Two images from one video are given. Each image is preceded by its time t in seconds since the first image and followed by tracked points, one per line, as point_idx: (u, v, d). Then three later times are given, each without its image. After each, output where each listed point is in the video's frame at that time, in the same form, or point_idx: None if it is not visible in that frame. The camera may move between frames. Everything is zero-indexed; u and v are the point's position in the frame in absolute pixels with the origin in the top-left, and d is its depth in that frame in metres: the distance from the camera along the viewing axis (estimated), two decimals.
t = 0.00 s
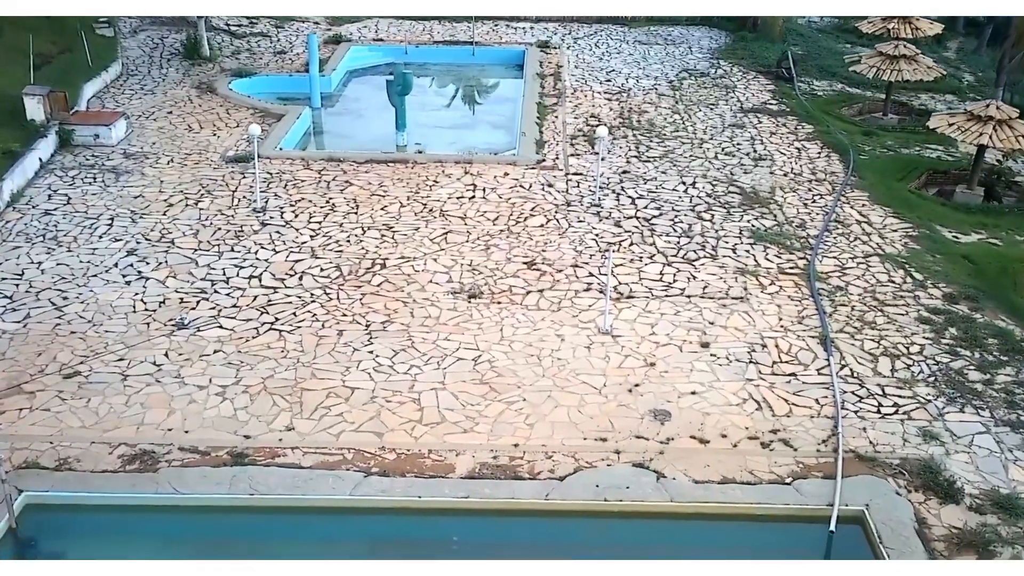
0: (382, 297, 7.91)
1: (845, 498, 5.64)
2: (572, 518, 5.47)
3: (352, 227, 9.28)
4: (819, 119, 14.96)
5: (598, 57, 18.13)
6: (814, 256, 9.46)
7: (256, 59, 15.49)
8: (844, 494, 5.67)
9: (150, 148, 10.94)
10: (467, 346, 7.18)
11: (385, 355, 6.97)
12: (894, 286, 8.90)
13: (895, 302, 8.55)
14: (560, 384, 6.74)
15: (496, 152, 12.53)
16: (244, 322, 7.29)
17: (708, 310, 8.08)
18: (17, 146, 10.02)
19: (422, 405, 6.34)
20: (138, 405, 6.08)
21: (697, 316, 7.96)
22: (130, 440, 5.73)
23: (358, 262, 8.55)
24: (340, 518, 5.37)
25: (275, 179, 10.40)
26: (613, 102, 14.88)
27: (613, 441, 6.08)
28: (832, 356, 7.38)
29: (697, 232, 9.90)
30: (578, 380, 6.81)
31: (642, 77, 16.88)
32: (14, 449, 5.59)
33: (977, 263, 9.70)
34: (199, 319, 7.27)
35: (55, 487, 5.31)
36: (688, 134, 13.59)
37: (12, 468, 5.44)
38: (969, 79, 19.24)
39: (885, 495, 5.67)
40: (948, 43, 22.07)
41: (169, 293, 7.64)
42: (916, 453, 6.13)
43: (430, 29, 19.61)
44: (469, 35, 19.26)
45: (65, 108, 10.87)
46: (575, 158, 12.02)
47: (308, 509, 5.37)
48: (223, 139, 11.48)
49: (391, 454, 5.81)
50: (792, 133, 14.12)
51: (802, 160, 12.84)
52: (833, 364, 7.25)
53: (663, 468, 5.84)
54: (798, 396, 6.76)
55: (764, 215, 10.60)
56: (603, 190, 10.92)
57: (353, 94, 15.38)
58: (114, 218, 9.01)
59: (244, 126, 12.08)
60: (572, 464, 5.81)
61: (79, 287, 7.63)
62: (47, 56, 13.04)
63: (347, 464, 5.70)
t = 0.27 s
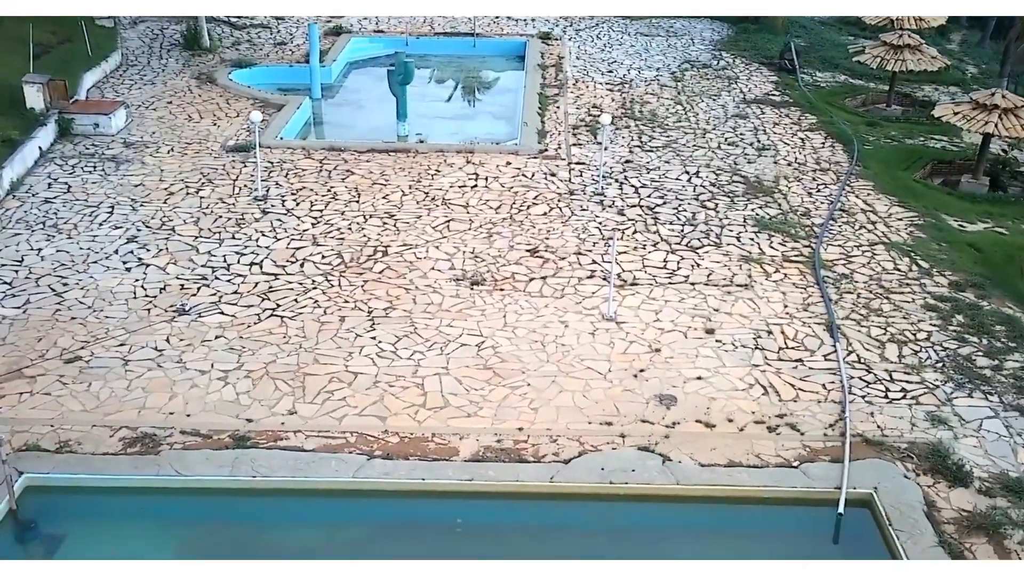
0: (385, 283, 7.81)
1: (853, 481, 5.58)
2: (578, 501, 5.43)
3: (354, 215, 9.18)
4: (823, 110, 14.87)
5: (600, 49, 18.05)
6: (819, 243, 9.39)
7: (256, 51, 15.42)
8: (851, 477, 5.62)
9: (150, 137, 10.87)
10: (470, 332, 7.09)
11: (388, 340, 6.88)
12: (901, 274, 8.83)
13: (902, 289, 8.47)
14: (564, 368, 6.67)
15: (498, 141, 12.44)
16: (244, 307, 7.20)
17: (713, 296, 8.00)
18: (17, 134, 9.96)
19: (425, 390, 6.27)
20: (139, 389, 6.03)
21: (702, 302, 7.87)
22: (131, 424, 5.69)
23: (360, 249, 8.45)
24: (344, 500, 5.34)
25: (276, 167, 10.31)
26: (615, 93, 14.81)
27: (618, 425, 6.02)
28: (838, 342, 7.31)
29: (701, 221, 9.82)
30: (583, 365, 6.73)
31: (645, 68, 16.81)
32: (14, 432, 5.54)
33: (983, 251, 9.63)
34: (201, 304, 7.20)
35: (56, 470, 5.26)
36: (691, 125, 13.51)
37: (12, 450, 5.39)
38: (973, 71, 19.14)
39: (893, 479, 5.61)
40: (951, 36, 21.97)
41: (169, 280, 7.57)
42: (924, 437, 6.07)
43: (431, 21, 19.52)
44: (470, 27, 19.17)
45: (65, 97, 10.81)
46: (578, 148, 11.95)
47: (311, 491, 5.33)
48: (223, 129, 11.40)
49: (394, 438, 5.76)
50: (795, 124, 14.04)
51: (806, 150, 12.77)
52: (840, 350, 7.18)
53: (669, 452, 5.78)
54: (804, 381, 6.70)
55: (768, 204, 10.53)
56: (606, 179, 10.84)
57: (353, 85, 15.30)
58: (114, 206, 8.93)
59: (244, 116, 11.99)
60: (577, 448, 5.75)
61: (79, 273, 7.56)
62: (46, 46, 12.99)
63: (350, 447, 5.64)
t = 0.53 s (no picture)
0: (387, 270, 7.72)
1: (861, 464, 5.53)
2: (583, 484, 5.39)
3: (355, 203, 9.09)
4: (826, 101, 14.78)
5: (601, 41, 17.96)
6: (824, 231, 9.32)
7: (257, 42, 15.34)
8: (859, 461, 5.56)
9: (150, 127, 10.80)
10: (474, 318, 7.02)
11: (391, 326, 6.81)
12: (907, 262, 8.77)
13: (908, 276, 8.41)
14: (569, 353, 6.60)
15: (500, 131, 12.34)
16: (246, 294, 7.13)
17: (718, 283, 7.92)
18: (16, 122, 9.89)
19: (429, 374, 6.22)
20: (141, 374, 5.98)
21: (707, 289, 7.79)
22: (132, 407, 5.63)
23: (362, 236, 8.35)
24: (350, 485, 5.30)
25: (277, 156, 10.23)
26: (617, 84, 14.72)
27: (624, 409, 5.96)
28: (845, 328, 7.25)
29: (705, 209, 9.75)
30: (587, 350, 6.66)
31: (647, 60, 16.72)
32: (14, 416, 5.49)
33: (990, 239, 9.57)
34: (202, 290, 7.13)
35: (57, 453, 5.22)
36: (694, 115, 13.44)
37: (12, 433, 5.34)
38: (977, 63, 19.04)
39: (902, 462, 5.56)
40: (955, 28, 21.87)
41: (170, 267, 7.48)
42: (933, 422, 6.02)
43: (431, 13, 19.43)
44: (471, 18, 19.08)
45: (64, 86, 10.75)
46: (580, 137, 11.86)
47: (317, 476, 5.29)
48: (223, 118, 11.31)
49: (398, 422, 5.70)
50: (799, 115, 13.96)
51: (810, 140, 12.69)
52: (847, 336, 7.12)
53: (676, 436, 5.72)
54: (811, 367, 6.64)
55: (772, 193, 10.46)
56: (609, 168, 10.76)
57: (354, 76, 15.22)
58: (114, 193, 8.86)
59: (244, 105, 11.89)
60: (582, 432, 5.69)
61: (80, 260, 7.49)
62: (45, 36, 12.93)
63: (353, 431, 5.59)
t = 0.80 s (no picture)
0: (390, 256, 7.66)
1: (869, 448, 5.49)
2: (590, 467, 5.35)
3: (357, 191, 9.02)
4: (830, 92, 14.70)
5: (603, 32, 17.87)
6: (829, 220, 9.26)
7: (257, 33, 15.27)
8: (867, 445, 5.52)
9: (151, 116, 10.75)
10: (477, 304, 6.97)
11: (394, 312, 6.75)
12: (913, 250, 8.71)
13: (914, 264, 8.34)
14: (573, 339, 6.54)
15: (501, 121, 12.25)
16: (248, 280, 7.08)
17: (723, 270, 7.87)
18: (16, 111, 9.84)
19: (432, 359, 6.17)
20: (142, 358, 5.94)
21: (712, 276, 7.74)
22: (134, 391, 5.60)
23: (364, 224, 8.28)
24: (355, 468, 5.27)
25: (278, 145, 10.16)
26: (619, 75, 14.65)
27: (629, 394, 5.91)
28: (851, 314, 7.19)
29: (709, 197, 9.69)
30: (592, 336, 6.61)
31: (649, 51, 16.65)
32: (15, 399, 5.45)
33: (996, 228, 9.51)
34: (204, 277, 7.08)
35: (59, 436, 5.18)
36: (697, 106, 13.37)
37: (13, 417, 5.30)
38: (981, 55, 18.94)
39: (910, 446, 5.52)
40: (958, 21, 21.76)
41: (171, 253, 7.43)
42: (941, 406, 5.97)
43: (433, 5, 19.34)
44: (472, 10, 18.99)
45: (64, 75, 10.70)
46: (583, 127, 11.79)
47: (321, 459, 5.26)
48: (224, 108, 11.23)
49: (402, 406, 5.66)
50: (802, 105, 13.90)
51: (814, 130, 12.63)
52: (853, 322, 7.06)
53: (682, 420, 5.67)
54: (817, 352, 6.58)
55: (777, 181, 10.41)
56: (612, 157, 10.68)
57: (355, 68, 15.15)
58: (114, 181, 8.81)
59: (245, 95, 11.81)
60: (588, 417, 5.64)
61: (80, 246, 7.45)
62: (44, 26, 12.89)
63: (357, 415, 5.55)
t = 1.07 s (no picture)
0: (392, 244, 7.60)
1: (877, 433, 5.44)
2: (595, 451, 5.31)
3: (359, 179, 8.96)
4: (833, 83, 14.63)
5: (605, 24, 17.78)
6: (834, 208, 9.19)
7: (257, 24, 15.20)
8: (875, 429, 5.47)
9: (151, 105, 10.68)
10: (480, 290, 6.91)
11: (396, 298, 6.70)
12: (919, 238, 8.65)
13: (920, 252, 8.29)
14: (577, 325, 6.49)
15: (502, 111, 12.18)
16: (249, 267, 7.03)
17: (727, 257, 7.81)
18: (15, 100, 9.79)
19: (436, 345, 6.12)
20: (144, 343, 5.89)
21: (717, 263, 7.68)
22: (136, 375, 5.56)
23: (366, 211, 8.22)
24: (359, 453, 5.24)
25: (279, 134, 10.09)
26: (622, 66, 14.57)
27: (635, 379, 5.86)
28: (858, 301, 7.13)
29: (713, 186, 9.62)
30: (596, 322, 6.55)
31: (651, 43, 16.56)
32: (15, 383, 5.41)
33: (1002, 216, 9.44)
34: (205, 263, 7.03)
35: (60, 419, 5.14)
36: (700, 96, 13.30)
37: (14, 400, 5.26)
38: (985, 46, 18.85)
39: (918, 431, 5.47)
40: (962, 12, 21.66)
41: (172, 240, 7.38)
42: (948, 392, 5.92)
43: None
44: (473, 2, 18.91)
45: (64, 65, 10.64)
46: (585, 117, 11.72)
47: (325, 443, 5.22)
48: (224, 98, 11.16)
49: (405, 391, 5.61)
50: (806, 96, 13.82)
51: (818, 120, 12.56)
52: (859, 309, 7.01)
53: (688, 405, 5.62)
54: (824, 338, 6.53)
55: (781, 170, 10.34)
56: (615, 146, 10.61)
57: (355, 59, 15.07)
58: (114, 170, 8.75)
59: (245, 85, 11.72)
60: (593, 401, 5.59)
61: (81, 233, 7.39)
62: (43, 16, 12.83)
63: (360, 400, 5.50)
